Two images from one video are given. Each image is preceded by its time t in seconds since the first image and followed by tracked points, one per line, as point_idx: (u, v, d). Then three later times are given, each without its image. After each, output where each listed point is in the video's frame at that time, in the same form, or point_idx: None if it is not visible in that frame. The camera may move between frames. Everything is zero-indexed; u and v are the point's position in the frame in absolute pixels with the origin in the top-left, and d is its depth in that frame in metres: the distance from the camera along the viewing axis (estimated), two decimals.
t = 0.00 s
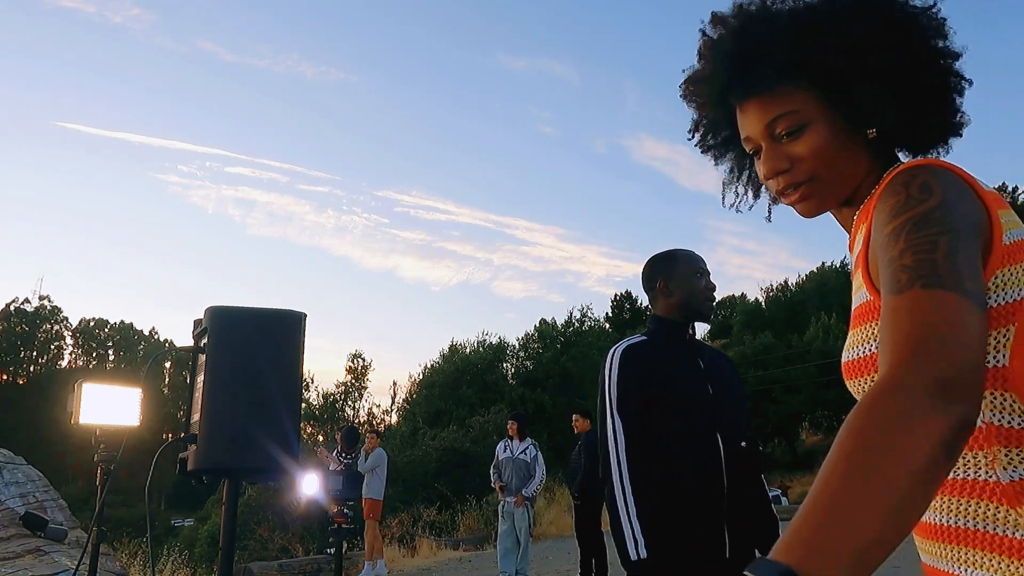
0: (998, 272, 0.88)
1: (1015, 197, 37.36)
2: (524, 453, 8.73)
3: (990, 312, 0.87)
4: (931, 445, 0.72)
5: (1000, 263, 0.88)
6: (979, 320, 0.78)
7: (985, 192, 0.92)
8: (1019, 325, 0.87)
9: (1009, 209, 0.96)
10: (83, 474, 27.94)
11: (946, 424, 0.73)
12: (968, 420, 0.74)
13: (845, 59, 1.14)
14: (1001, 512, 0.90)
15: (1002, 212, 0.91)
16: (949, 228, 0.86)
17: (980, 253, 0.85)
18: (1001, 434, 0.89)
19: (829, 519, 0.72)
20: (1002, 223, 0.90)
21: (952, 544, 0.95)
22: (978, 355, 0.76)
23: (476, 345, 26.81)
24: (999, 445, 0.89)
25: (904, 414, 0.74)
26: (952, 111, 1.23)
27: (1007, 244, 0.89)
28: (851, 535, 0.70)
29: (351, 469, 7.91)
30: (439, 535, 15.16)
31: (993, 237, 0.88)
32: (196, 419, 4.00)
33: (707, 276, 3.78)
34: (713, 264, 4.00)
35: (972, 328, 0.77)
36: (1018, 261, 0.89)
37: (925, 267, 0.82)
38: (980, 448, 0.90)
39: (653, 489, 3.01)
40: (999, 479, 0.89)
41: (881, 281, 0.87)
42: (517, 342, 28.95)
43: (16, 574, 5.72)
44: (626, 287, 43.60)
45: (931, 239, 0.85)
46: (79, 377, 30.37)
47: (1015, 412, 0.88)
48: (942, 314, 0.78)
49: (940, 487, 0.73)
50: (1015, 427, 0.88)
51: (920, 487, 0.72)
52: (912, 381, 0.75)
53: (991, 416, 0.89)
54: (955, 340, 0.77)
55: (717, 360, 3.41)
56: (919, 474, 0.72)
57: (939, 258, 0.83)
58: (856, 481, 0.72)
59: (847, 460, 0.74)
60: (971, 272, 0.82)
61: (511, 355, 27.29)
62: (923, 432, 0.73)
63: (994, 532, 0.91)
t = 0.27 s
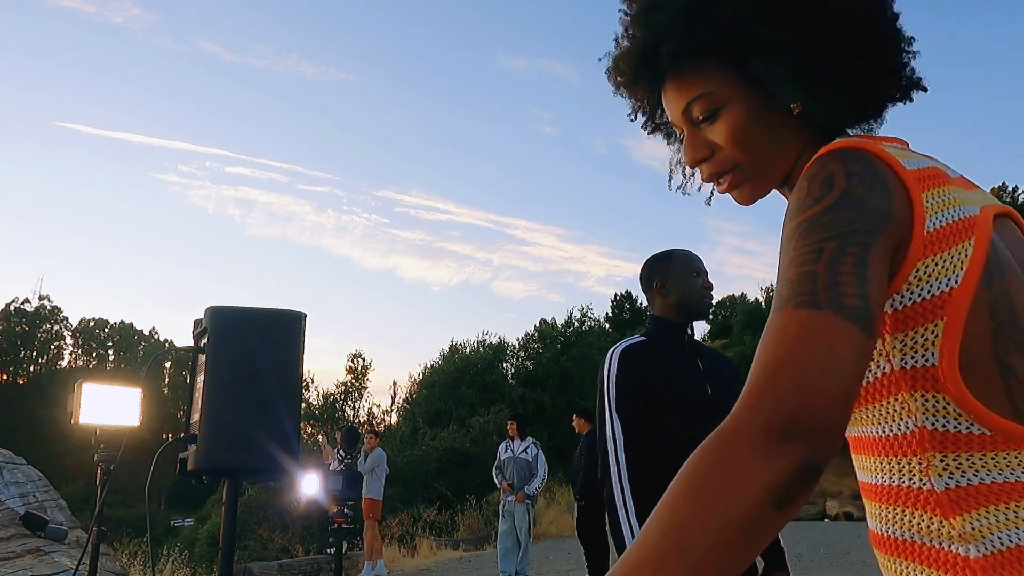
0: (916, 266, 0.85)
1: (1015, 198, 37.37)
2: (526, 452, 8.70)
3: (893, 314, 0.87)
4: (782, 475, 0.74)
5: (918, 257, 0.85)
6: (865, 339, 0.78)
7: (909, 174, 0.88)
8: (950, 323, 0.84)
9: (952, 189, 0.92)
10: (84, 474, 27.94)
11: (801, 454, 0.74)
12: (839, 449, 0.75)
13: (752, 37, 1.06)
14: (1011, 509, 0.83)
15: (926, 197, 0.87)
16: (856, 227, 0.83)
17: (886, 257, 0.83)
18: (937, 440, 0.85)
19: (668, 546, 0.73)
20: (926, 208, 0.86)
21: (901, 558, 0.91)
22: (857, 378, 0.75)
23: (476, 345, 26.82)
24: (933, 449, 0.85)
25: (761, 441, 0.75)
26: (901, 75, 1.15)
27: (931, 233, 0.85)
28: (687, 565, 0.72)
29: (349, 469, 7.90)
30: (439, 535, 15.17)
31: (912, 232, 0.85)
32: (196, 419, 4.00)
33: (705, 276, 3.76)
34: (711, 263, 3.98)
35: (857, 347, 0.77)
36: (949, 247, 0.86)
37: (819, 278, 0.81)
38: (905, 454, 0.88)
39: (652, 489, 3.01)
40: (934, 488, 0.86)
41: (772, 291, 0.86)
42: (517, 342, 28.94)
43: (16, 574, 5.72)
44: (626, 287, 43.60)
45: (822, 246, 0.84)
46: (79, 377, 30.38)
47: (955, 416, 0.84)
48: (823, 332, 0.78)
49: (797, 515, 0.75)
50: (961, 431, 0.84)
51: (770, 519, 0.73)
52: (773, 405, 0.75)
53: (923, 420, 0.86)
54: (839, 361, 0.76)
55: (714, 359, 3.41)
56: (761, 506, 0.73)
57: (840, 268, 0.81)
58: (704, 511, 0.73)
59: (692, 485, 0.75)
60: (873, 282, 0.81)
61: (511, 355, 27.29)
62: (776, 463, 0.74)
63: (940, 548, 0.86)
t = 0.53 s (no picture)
0: (861, 255, 0.88)
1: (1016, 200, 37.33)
2: (527, 452, 8.72)
3: (849, 305, 0.88)
4: (737, 488, 0.78)
5: (866, 246, 0.88)
6: (820, 336, 0.82)
7: (857, 160, 0.91)
8: (894, 314, 0.86)
9: (912, 175, 0.94)
10: (83, 474, 27.91)
11: (752, 463, 0.78)
12: (790, 467, 0.79)
13: (727, 41, 1.10)
14: (1010, 505, 0.85)
15: (875, 180, 0.90)
16: (806, 218, 0.88)
17: (834, 252, 0.87)
18: (885, 435, 0.87)
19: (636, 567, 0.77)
20: (874, 193, 0.89)
21: (855, 559, 0.93)
22: (811, 384, 0.79)
23: (476, 345, 26.80)
24: (882, 446, 0.87)
25: (715, 454, 0.79)
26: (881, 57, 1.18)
27: (877, 221, 0.88)
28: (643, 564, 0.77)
29: (349, 468, 7.91)
30: (439, 535, 15.16)
31: (858, 218, 0.88)
32: (196, 419, 4.00)
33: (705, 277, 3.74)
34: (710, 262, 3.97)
35: (816, 347, 0.82)
36: (897, 234, 0.88)
37: (767, 281, 0.86)
38: (857, 450, 0.89)
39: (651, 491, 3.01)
40: (881, 486, 0.87)
41: (732, 290, 0.91)
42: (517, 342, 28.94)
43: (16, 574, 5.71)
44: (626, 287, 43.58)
45: (777, 242, 0.89)
46: (79, 378, 30.37)
47: (897, 410, 0.86)
48: (781, 333, 0.82)
49: (750, 529, 0.79)
50: (910, 427, 0.86)
51: (723, 537, 0.78)
52: (731, 415, 0.79)
53: (868, 414, 0.87)
54: (785, 366, 0.80)
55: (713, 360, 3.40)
56: (715, 521, 0.77)
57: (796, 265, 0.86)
58: (660, 526, 0.77)
59: (658, 504, 0.78)
60: (828, 285, 0.85)
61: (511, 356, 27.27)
62: (726, 477, 0.78)
63: (883, 548, 0.88)
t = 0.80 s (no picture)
0: (840, 246, 0.89)
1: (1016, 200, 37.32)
2: (527, 452, 8.75)
3: (830, 296, 0.89)
4: (727, 476, 0.79)
5: (843, 236, 0.89)
6: (808, 325, 0.84)
7: (833, 154, 0.94)
8: (871, 306, 0.87)
9: (895, 166, 0.95)
10: (83, 474, 27.89)
11: (739, 450, 0.79)
12: (781, 455, 0.80)
13: (707, 59, 1.16)
14: (1009, 507, 0.85)
15: (850, 173, 0.92)
16: (786, 209, 0.90)
17: (812, 244, 0.89)
18: (865, 430, 0.87)
19: (632, 558, 0.78)
20: (850, 183, 0.92)
21: (844, 563, 0.93)
22: (799, 374, 0.80)
23: (476, 345, 26.80)
24: (863, 442, 0.88)
25: (703, 445, 0.80)
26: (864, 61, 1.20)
27: (853, 211, 0.90)
28: (630, 549, 0.78)
29: (349, 468, 7.91)
30: (439, 535, 15.15)
31: (836, 211, 0.90)
32: (196, 419, 4.00)
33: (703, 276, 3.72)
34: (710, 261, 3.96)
35: (804, 332, 0.83)
36: (873, 225, 0.89)
37: (748, 270, 0.88)
38: (841, 447, 0.90)
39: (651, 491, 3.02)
40: (863, 483, 0.88)
41: (720, 278, 0.92)
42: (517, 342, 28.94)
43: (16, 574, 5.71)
44: (626, 287, 43.58)
45: (756, 233, 0.91)
46: (79, 377, 30.36)
47: (879, 405, 0.86)
48: (765, 320, 0.83)
49: (742, 522, 0.80)
50: (891, 422, 0.86)
51: (718, 530, 0.79)
52: (717, 406, 0.80)
53: (850, 410, 0.88)
54: (769, 354, 0.81)
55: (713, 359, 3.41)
56: (703, 509, 0.78)
57: (776, 251, 0.88)
58: (648, 517, 0.79)
59: (647, 495, 0.80)
60: (811, 279, 0.86)
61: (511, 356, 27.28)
62: (714, 466, 0.79)
63: (864, 549, 0.89)
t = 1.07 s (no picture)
0: (823, 249, 0.91)
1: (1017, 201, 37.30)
2: (527, 452, 8.77)
3: (815, 299, 0.90)
4: (712, 469, 0.80)
5: (826, 242, 0.91)
6: (794, 320, 0.85)
7: (816, 159, 0.95)
8: (846, 313, 0.88)
9: (882, 171, 0.96)
10: (83, 475, 27.89)
11: (722, 446, 0.80)
12: (766, 450, 0.81)
13: (718, 63, 1.19)
14: (1008, 519, 0.85)
15: (832, 178, 0.94)
16: (771, 209, 0.92)
17: (795, 248, 0.90)
18: (844, 437, 0.89)
19: (614, 546, 0.79)
20: (831, 188, 0.93)
21: (829, 567, 0.95)
22: (781, 375, 0.81)
23: (476, 344, 26.80)
24: (842, 450, 0.89)
25: (688, 437, 0.81)
26: (875, 70, 1.22)
27: (835, 216, 0.91)
28: (619, 547, 0.79)
29: (349, 468, 7.92)
30: (439, 535, 15.15)
31: (818, 216, 0.92)
32: (196, 419, 4.01)
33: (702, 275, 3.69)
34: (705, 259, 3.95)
35: (790, 331, 0.84)
36: (855, 230, 0.91)
37: (732, 268, 0.90)
38: (825, 453, 0.92)
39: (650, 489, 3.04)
40: (843, 490, 0.90)
41: (709, 273, 0.94)
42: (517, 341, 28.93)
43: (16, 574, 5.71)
44: (626, 287, 43.55)
45: (743, 233, 0.93)
46: (79, 377, 30.35)
47: (856, 413, 0.88)
48: (751, 317, 0.84)
49: (727, 520, 0.81)
50: (865, 430, 0.88)
51: (706, 527, 0.80)
52: (701, 400, 0.81)
53: (829, 417, 0.90)
54: (751, 352, 0.82)
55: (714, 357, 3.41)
56: (688, 505, 0.79)
57: (760, 248, 0.90)
58: (634, 507, 0.80)
59: (632, 486, 0.81)
60: (796, 279, 0.87)
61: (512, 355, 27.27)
62: (698, 461, 0.80)
63: (844, 554, 0.91)
